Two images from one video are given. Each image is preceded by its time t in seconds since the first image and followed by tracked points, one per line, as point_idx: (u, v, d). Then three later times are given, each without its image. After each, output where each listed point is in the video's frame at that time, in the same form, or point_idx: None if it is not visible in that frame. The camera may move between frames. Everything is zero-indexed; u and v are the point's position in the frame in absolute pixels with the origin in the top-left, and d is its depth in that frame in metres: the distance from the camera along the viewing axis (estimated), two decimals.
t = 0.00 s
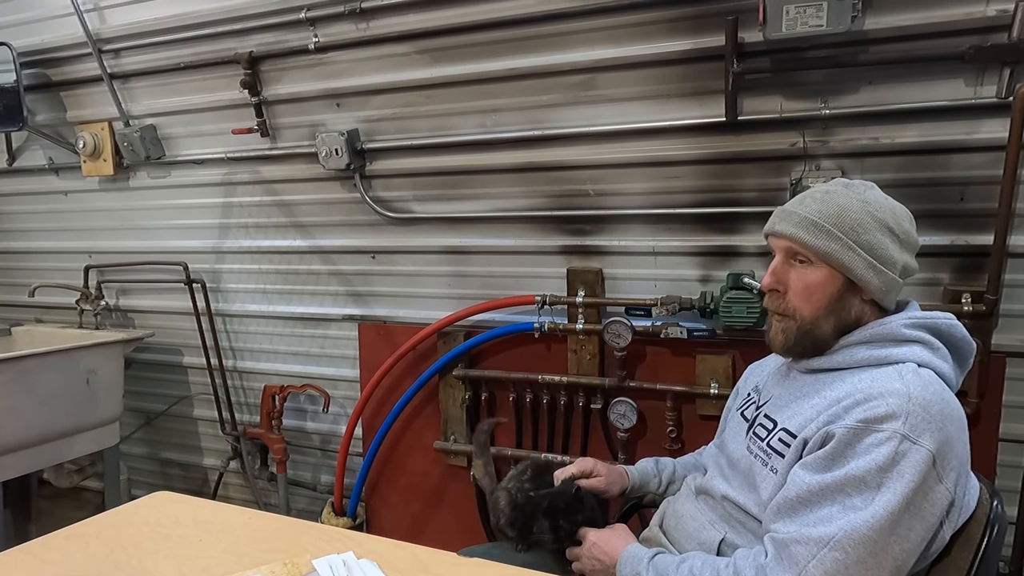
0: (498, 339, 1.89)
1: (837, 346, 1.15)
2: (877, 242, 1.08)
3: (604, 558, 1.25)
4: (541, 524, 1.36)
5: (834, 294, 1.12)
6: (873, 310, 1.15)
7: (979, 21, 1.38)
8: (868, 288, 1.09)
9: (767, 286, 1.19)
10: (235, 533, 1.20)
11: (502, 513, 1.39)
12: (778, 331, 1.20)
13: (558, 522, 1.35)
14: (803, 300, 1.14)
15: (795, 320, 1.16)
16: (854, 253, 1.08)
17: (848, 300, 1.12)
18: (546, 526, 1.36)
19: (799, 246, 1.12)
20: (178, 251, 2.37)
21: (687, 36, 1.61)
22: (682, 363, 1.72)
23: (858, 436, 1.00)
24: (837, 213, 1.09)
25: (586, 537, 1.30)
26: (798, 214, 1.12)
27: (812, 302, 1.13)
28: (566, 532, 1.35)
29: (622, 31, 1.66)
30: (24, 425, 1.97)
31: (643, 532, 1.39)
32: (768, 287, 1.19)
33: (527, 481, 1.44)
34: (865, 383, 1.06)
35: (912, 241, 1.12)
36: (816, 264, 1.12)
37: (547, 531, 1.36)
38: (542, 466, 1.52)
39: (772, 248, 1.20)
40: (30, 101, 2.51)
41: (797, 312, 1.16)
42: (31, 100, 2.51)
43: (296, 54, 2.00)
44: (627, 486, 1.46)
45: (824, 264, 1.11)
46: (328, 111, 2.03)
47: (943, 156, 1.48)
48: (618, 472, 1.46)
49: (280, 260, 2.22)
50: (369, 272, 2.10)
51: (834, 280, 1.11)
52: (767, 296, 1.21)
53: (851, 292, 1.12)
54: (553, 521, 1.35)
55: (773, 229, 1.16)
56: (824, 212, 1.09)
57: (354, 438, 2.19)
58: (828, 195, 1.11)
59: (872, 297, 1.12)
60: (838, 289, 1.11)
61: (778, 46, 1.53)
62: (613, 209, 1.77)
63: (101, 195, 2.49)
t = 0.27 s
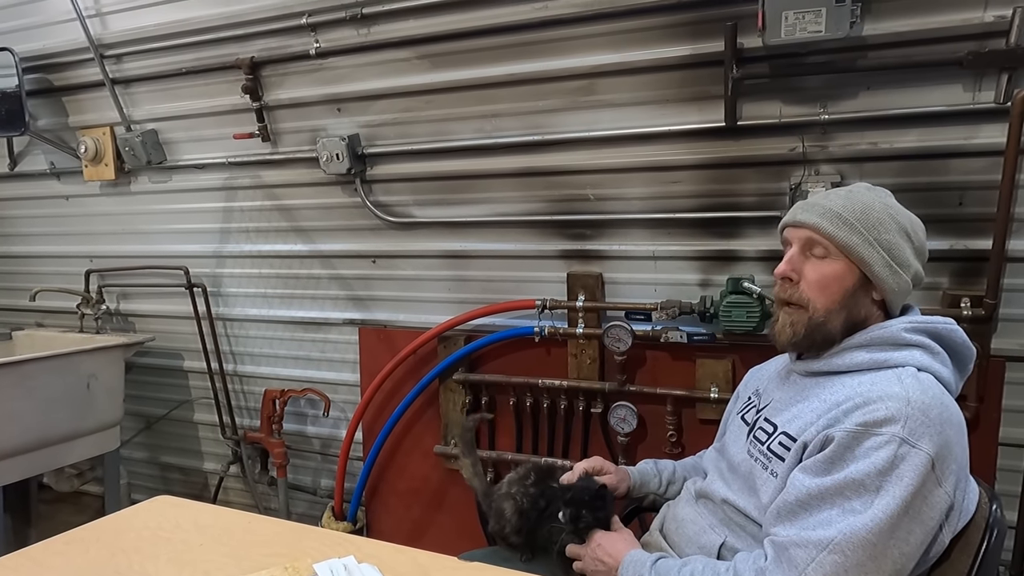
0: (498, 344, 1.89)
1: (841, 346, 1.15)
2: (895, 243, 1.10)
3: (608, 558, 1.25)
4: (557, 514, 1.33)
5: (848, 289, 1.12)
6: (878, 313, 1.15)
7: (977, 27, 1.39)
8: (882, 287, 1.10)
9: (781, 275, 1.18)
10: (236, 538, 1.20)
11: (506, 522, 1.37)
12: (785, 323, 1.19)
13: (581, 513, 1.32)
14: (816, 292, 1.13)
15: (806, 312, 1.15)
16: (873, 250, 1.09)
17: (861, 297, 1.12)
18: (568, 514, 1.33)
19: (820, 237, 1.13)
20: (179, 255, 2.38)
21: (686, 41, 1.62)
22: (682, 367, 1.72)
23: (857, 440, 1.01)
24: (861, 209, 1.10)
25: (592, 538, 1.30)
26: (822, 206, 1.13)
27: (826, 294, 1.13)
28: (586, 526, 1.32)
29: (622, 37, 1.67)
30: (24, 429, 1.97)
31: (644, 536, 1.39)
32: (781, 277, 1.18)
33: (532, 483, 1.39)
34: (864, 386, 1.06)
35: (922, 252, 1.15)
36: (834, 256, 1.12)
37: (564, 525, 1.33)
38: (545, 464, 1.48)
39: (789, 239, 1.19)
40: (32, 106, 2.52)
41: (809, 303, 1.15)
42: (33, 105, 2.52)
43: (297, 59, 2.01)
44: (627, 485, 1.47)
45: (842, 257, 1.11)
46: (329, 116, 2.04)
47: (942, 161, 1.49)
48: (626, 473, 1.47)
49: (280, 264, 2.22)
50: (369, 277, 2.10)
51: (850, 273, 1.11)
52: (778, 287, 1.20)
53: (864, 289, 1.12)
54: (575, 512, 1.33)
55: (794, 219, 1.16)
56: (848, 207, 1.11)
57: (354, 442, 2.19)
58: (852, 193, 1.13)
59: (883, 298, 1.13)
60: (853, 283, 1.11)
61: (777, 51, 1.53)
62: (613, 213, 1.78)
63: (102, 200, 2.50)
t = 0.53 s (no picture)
0: (503, 345, 1.90)
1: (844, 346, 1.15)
2: (904, 246, 1.10)
3: (612, 558, 1.26)
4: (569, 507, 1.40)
5: (856, 289, 1.12)
6: (882, 315, 1.16)
7: (980, 29, 1.39)
8: (889, 289, 1.10)
9: (788, 273, 1.18)
10: (243, 538, 1.21)
11: (517, 518, 1.44)
12: (790, 321, 1.19)
13: (600, 508, 1.30)
14: (823, 291, 1.13)
15: (812, 311, 1.15)
16: (883, 252, 1.09)
17: (866, 298, 1.13)
18: (586, 505, 1.31)
19: (830, 236, 1.13)
20: (185, 257, 2.40)
21: (689, 44, 1.62)
22: (686, 369, 1.73)
23: (860, 442, 1.01)
24: (872, 211, 1.10)
25: (593, 536, 1.30)
26: (834, 205, 1.13)
27: (833, 293, 1.13)
28: (601, 522, 1.30)
29: (625, 40, 1.68)
30: (33, 430, 1.99)
31: (648, 538, 1.40)
32: (789, 274, 1.18)
33: (543, 477, 1.50)
34: (867, 388, 1.07)
35: (928, 257, 1.16)
36: (843, 256, 1.12)
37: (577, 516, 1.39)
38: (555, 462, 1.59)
39: (798, 238, 1.20)
40: (40, 109, 2.55)
41: (816, 302, 1.14)
42: (42, 108, 2.54)
43: (303, 62, 2.02)
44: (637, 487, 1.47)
45: (851, 257, 1.12)
46: (334, 119, 2.05)
47: (945, 163, 1.49)
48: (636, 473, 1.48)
49: (286, 266, 2.23)
50: (374, 279, 2.11)
51: (858, 273, 1.11)
52: (784, 284, 1.20)
53: (871, 291, 1.12)
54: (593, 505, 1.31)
55: (804, 218, 1.17)
56: (860, 207, 1.11)
57: (359, 444, 2.20)
58: (864, 195, 1.13)
59: (888, 300, 1.13)
60: (860, 284, 1.12)
61: (780, 54, 1.54)
62: (617, 215, 1.78)
63: (110, 202, 2.52)
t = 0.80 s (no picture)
0: (502, 349, 1.91)
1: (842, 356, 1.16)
2: (887, 252, 1.11)
3: (605, 562, 1.27)
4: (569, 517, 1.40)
5: (847, 302, 1.13)
6: (878, 320, 1.17)
7: (975, 36, 1.40)
8: (879, 297, 1.11)
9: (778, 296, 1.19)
10: (244, 539, 1.22)
11: (517, 519, 1.48)
12: (788, 341, 1.20)
13: (602, 512, 1.31)
14: (817, 309, 1.14)
15: (810, 329, 1.16)
16: (867, 263, 1.10)
17: (859, 308, 1.14)
18: (588, 511, 1.31)
19: (812, 256, 1.14)
20: (188, 261, 2.41)
21: (687, 51, 1.64)
22: (685, 373, 1.74)
23: (855, 445, 1.02)
24: (849, 223, 1.11)
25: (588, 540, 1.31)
26: (810, 224, 1.14)
27: (826, 310, 1.14)
28: (603, 527, 1.30)
29: (624, 46, 1.70)
30: (36, 433, 2.00)
31: (645, 540, 1.40)
32: (779, 297, 1.19)
33: (542, 482, 1.53)
34: (863, 392, 1.08)
35: (914, 253, 1.16)
36: (829, 273, 1.13)
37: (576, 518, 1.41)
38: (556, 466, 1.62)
39: (781, 259, 1.20)
40: (45, 115, 2.57)
41: (811, 321, 1.16)
42: (46, 113, 2.56)
43: (304, 69, 2.04)
44: (636, 491, 1.47)
45: (836, 273, 1.12)
46: (336, 125, 2.07)
47: (942, 168, 1.50)
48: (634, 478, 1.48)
49: (288, 270, 2.25)
50: (375, 283, 2.13)
51: (847, 288, 1.12)
52: (776, 307, 1.21)
53: (863, 300, 1.14)
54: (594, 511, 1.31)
55: (784, 239, 1.17)
56: (836, 222, 1.11)
57: (360, 447, 2.22)
58: (838, 206, 1.14)
59: (881, 306, 1.14)
60: (851, 297, 1.13)
61: (777, 60, 1.55)
62: (616, 220, 1.80)
63: (113, 207, 2.54)
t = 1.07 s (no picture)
0: (503, 352, 1.92)
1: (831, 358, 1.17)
2: (877, 255, 1.12)
3: (603, 564, 1.28)
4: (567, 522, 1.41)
5: (836, 304, 1.14)
6: (867, 322, 1.18)
7: (973, 41, 1.41)
8: (868, 299, 1.12)
9: (769, 295, 1.20)
10: (246, 539, 1.24)
11: (516, 520, 1.49)
12: (776, 340, 1.20)
13: (600, 516, 1.32)
14: (806, 309, 1.15)
15: (797, 329, 1.17)
16: (857, 265, 1.11)
17: (848, 310, 1.15)
18: (587, 515, 1.31)
19: (803, 256, 1.15)
20: (193, 265, 2.43)
21: (687, 56, 1.65)
22: (685, 376, 1.75)
23: (847, 447, 1.03)
24: (840, 225, 1.12)
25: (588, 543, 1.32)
26: (803, 225, 1.15)
27: (815, 311, 1.15)
28: (601, 531, 1.31)
29: (624, 51, 1.71)
30: (41, 434, 2.02)
31: (644, 542, 1.41)
32: (769, 297, 1.20)
33: (543, 485, 1.54)
34: (855, 395, 1.09)
35: (903, 258, 1.18)
36: (820, 274, 1.14)
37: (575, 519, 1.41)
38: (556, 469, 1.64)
39: (773, 259, 1.21)
40: (52, 120, 2.59)
41: (799, 320, 1.16)
42: (53, 118, 2.59)
43: (308, 74, 2.06)
44: (636, 493, 1.49)
45: (826, 274, 1.13)
46: (339, 129, 2.09)
47: (940, 172, 1.51)
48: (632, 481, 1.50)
49: (291, 274, 2.27)
50: (378, 286, 2.14)
51: (836, 289, 1.13)
52: (766, 306, 1.22)
53: (852, 302, 1.15)
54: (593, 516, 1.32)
55: (776, 240, 1.18)
56: (828, 223, 1.13)
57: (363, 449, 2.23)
58: (830, 208, 1.15)
59: (870, 309, 1.15)
60: (840, 299, 1.14)
61: (776, 65, 1.56)
62: (616, 224, 1.81)
63: (119, 211, 2.56)
